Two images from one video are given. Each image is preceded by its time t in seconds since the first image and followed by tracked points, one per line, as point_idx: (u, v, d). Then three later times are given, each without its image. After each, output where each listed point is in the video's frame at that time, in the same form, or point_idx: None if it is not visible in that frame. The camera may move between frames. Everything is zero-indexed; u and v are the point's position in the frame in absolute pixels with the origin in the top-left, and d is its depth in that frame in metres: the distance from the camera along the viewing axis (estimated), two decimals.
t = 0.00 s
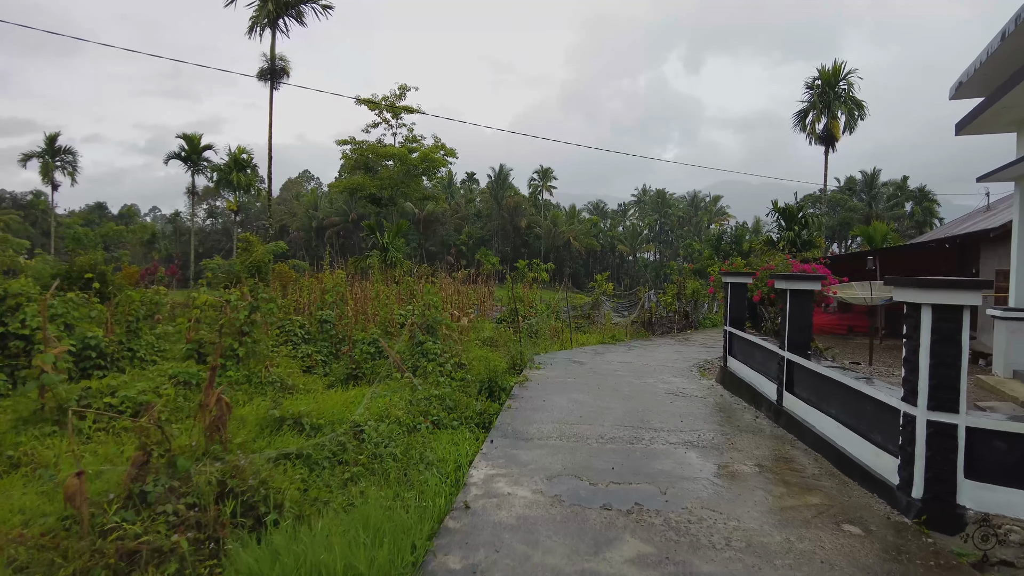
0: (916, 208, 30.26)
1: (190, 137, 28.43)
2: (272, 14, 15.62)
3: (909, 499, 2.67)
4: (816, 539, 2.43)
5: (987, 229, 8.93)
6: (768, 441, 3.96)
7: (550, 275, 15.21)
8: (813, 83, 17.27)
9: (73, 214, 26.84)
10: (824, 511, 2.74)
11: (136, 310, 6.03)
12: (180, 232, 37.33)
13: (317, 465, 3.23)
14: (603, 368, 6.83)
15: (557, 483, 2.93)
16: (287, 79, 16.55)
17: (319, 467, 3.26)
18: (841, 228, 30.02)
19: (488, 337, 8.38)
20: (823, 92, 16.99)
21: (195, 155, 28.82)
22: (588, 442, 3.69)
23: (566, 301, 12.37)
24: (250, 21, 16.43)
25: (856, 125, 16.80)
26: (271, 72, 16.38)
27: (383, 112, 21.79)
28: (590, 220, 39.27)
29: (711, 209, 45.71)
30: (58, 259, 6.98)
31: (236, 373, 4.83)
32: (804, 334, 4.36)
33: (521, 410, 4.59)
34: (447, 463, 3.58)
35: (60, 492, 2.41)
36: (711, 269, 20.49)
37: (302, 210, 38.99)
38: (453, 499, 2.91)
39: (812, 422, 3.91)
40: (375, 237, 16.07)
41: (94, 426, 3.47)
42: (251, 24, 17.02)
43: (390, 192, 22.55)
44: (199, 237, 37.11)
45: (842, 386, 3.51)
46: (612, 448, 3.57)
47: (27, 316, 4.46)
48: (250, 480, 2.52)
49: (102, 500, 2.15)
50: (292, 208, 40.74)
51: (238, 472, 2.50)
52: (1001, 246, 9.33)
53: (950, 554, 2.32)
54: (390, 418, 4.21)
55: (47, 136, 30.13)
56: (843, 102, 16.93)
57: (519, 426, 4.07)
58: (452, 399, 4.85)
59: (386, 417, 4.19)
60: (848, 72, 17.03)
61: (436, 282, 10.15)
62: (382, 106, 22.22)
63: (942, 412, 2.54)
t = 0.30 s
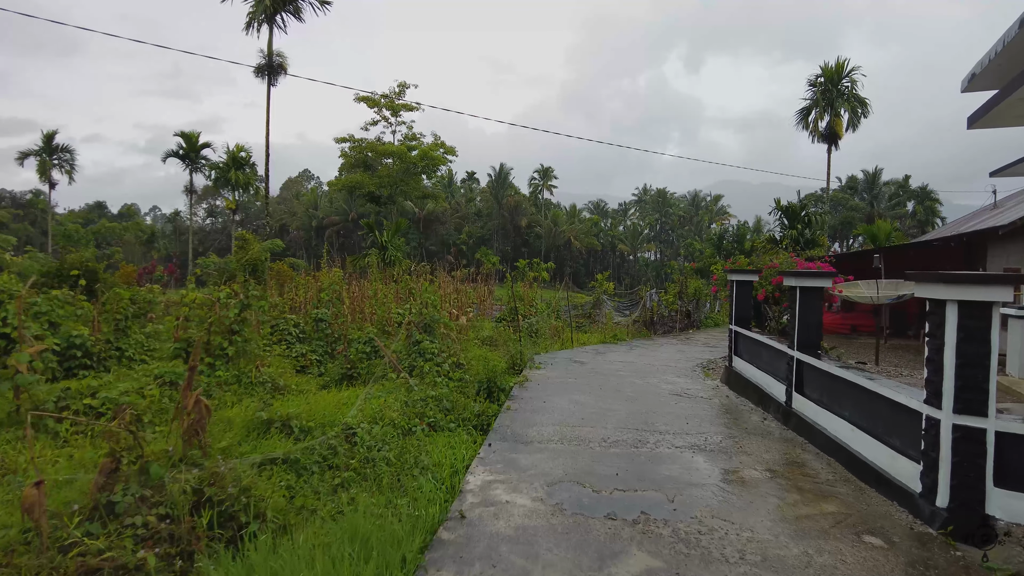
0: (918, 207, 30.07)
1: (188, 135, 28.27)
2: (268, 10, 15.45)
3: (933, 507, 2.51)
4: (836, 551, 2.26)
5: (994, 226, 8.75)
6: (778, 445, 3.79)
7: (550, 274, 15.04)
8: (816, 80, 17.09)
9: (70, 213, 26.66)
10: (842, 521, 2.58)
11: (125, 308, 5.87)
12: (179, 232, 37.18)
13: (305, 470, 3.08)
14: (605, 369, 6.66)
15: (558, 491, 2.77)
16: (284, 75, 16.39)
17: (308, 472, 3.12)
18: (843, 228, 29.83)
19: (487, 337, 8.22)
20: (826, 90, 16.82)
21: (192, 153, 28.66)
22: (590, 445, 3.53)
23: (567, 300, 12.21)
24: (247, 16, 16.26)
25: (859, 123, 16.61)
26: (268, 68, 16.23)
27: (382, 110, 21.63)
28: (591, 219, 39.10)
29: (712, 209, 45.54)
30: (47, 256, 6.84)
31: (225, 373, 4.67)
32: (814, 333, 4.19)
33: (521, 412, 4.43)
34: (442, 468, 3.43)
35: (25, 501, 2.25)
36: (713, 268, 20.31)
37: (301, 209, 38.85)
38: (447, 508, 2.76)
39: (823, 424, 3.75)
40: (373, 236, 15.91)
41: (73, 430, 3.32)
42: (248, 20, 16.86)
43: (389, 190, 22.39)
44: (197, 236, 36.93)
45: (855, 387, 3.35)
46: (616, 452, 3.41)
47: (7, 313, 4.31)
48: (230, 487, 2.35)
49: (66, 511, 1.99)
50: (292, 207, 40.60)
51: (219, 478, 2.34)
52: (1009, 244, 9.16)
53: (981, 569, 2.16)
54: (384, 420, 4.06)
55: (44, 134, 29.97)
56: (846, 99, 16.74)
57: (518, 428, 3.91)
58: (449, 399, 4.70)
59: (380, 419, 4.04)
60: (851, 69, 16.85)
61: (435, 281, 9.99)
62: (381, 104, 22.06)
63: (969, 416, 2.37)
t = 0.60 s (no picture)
0: (919, 208, 29.97)
1: (184, 134, 28.07)
2: (264, 6, 15.26)
3: (960, 526, 2.34)
4: None
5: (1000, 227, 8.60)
6: (789, 454, 3.62)
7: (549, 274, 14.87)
8: (818, 80, 16.94)
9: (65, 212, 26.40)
10: (864, 540, 2.41)
11: (111, 309, 5.69)
12: (176, 231, 36.97)
13: (293, 484, 2.95)
14: (605, 371, 6.48)
15: (559, 506, 2.60)
16: (280, 72, 16.21)
17: (295, 486, 2.96)
18: (843, 228, 29.73)
19: (485, 338, 8.03)
20: (827, 89, 16.67)
21: (189, 151, 28.45)
22: (592, 455, 3.36)
23: (566, 301, 12.04)
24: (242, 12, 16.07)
25: (861, 123, 16.46)
26: (264, 65, 16.05)
27: (380, 108, 21.45)
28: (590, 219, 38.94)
29: (712, 209, 45.41)
30: (35, 255, 6.66)
31: (212, 377, 4.50)
32: (825, 336, 4.02)
33: (520, 418, 4.26)
34: (437, 479, 3.28)
35: None
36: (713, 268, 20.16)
37: (299, 208, 38.65)
38: (441, 525, 2.61)
39: (835, 432, 3.59)
40: (371, 235, 15.73)
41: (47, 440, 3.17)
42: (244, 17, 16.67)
43: (387, 189, 22.21)
44: (194, 235, 36.69)
45: (871, 394, 3.19)
46: (620, 462, 3.25)
47: None
48: (207, 505, 2.18)
49: (22, 536, 1.82)
50: (289, 206, 40.40)
51: (195, 494, 2.18)
52: (1016, 245, 9.00)
53: None
54: (377, 428, 3.90)
55: (40, 132, 29.72)
56: (848, 98, 16.57)
57: (516, 436, 3.74)
58: (445, 405, 4.53)
59: (372, 426, 3.89)
60: (853, 68, 16.69)
61: (433, 281, 9.81)
62: (379, 102, 21.89)
63: (1001, 429, 2.20)
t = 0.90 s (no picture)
0: (918, 207, 29.90)
1: (180, 132, 27.87)
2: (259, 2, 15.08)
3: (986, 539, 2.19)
4: None
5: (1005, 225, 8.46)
6: (796, 459, 3.46)
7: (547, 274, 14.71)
8: (818, 78, 16.80)
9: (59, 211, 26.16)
10: (881, 553, 2.25)
11: (95, 308, 5.51)
12: (172, 230, 36.76)
13: (275, 492, 2.80)
14: (604, 372, 6.32)
15: (556, 517, 2.45)
16: (275, 70, 16.03)
17: (279, 494, 2.82)
18: (842, 228, 29.64)
19: (481, 338, 7.85)
20: (827, 87, 16.55)
21: (184, 150, 28.24)
22: (592, 461, 3.20)
23: (564, 301, 11.87)
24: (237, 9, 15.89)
25: (861, 121, 16.34)
26: (259, 62, 15.88)
27: (377, 107, 21.28)
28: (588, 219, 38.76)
29: (710, 209, 45.30)
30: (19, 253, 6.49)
31: (197, 378, 4.34)
32: (834, 336, 3.86)
33: (517, 421, 4.10)
34: (428, 486, 3.13)
35: None
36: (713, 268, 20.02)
37: (296, 208, 38.42)
38: (431, 537, 2.45)
39: (845, 436, 3.43)
40: (367, 234, 15.54)
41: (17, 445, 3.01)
42: (239, 14, 16.50)
43: (384, 188, 22.02)
44: (190, 235, 36.44)
45: (885, 396, 3.03)
46: (621, 469, 3.09)
47: None
48: (175, 518, 2.02)
49: None
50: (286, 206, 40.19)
51: (164, 505, 2.03)
52: (1019, 244, 8.88)
53: None
54: (368, 432, 3.75)
55: (34, 131, 29.48)
56: (848, 96, 16.44)
57: (513, 441, 3.57)
58: (438, 407, 4.38)
59: (362, 430, 3.74)
60: (853, 66, 16.58)
61: (428, 280, 9.63)
62: (376, 101, 21.73)
63: None
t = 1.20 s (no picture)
0: (916, 206, 29.84)
1: (173, 132, 27.62)
2: None
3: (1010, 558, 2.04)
4: None
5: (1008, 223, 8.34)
6: (803, 467, 3.31)
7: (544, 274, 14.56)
8: (816, 75, 16.67)
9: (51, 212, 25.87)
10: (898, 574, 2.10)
11: (76, 310, 5.32)
12: (167, 231, 36.51)
13: (252, 508, 2.63)
14: (601, 375, 6.16)
15: (551, 536, 2.29)
16: (268, 68, 15.84)
17: (257, 510, 2.65)
18: (840, 226, 29.56)
19: (477, 340, 7.68)
20: (826, 85, 16.43)
21: (178, 150, 28.00)
22: (589, 472, 3.04)
23: (561, 301, 11.71)
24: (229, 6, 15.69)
25: (860, 119, 16.22)
26: (252, 60, 15.69)
27: (372, 106, 21.09)
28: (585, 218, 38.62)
29: (708, 208, 45.21)
30: None
31: (178, 385, 4.17)
32: (841, 338, 3.69)
33: (511, 429, 3.93)
34: (417, 500, 2.97)
35: None
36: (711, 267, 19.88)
37: (292, 208, 38.21)
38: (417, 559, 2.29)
39: (853, 443, 3.28)
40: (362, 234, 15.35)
41: None
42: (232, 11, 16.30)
43: (379, 187, 21.83)
44: (185, 236, 36.16)
45: (896, 403, 2.88)
46: (620, 481, 2.93)
47: None
48: (134, 544, 1.84)
49: None
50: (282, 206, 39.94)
51: (121, 529, 1.85)
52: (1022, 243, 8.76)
53: None
54: (355, 441, 3.59)
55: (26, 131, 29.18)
56: (846, 95, 16.31)
57: (506, 450, 3.41)
58: (430, 413, 4.22)
59: (348, 439, 3.59)
60: (851, 64, 16.47)
61: (423, 281, 9.46)
62: (371, 99, 21.54)
63: None
